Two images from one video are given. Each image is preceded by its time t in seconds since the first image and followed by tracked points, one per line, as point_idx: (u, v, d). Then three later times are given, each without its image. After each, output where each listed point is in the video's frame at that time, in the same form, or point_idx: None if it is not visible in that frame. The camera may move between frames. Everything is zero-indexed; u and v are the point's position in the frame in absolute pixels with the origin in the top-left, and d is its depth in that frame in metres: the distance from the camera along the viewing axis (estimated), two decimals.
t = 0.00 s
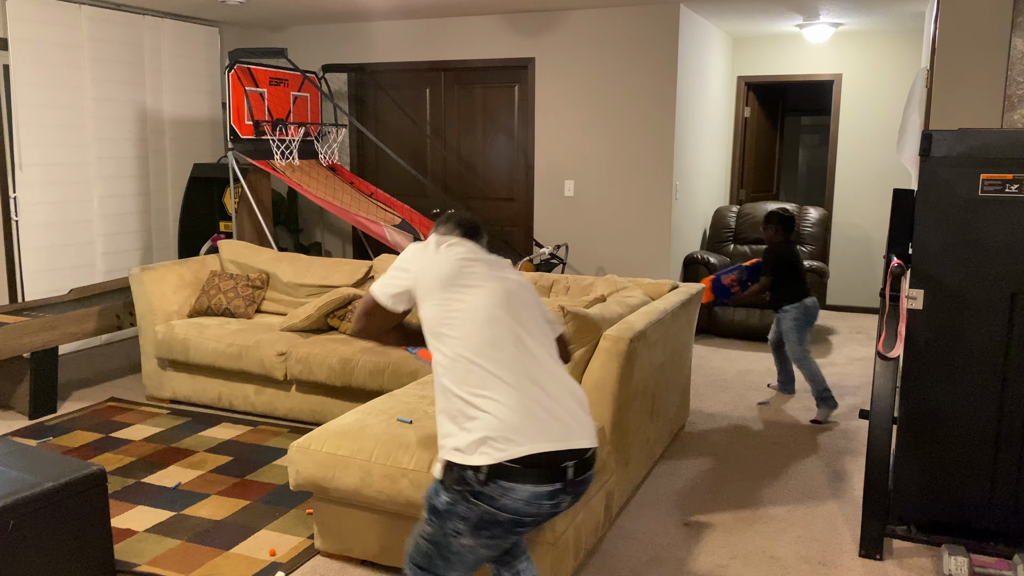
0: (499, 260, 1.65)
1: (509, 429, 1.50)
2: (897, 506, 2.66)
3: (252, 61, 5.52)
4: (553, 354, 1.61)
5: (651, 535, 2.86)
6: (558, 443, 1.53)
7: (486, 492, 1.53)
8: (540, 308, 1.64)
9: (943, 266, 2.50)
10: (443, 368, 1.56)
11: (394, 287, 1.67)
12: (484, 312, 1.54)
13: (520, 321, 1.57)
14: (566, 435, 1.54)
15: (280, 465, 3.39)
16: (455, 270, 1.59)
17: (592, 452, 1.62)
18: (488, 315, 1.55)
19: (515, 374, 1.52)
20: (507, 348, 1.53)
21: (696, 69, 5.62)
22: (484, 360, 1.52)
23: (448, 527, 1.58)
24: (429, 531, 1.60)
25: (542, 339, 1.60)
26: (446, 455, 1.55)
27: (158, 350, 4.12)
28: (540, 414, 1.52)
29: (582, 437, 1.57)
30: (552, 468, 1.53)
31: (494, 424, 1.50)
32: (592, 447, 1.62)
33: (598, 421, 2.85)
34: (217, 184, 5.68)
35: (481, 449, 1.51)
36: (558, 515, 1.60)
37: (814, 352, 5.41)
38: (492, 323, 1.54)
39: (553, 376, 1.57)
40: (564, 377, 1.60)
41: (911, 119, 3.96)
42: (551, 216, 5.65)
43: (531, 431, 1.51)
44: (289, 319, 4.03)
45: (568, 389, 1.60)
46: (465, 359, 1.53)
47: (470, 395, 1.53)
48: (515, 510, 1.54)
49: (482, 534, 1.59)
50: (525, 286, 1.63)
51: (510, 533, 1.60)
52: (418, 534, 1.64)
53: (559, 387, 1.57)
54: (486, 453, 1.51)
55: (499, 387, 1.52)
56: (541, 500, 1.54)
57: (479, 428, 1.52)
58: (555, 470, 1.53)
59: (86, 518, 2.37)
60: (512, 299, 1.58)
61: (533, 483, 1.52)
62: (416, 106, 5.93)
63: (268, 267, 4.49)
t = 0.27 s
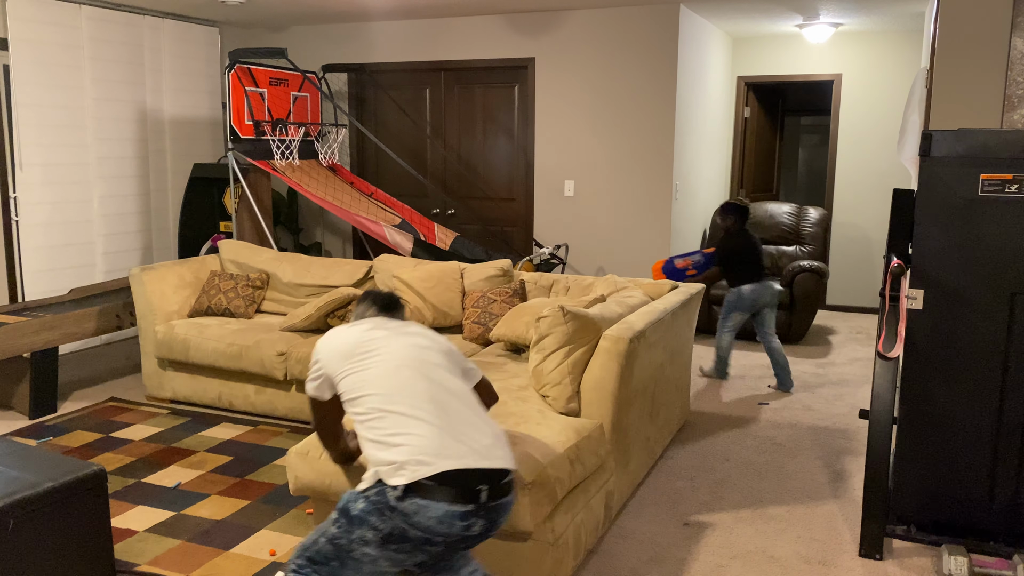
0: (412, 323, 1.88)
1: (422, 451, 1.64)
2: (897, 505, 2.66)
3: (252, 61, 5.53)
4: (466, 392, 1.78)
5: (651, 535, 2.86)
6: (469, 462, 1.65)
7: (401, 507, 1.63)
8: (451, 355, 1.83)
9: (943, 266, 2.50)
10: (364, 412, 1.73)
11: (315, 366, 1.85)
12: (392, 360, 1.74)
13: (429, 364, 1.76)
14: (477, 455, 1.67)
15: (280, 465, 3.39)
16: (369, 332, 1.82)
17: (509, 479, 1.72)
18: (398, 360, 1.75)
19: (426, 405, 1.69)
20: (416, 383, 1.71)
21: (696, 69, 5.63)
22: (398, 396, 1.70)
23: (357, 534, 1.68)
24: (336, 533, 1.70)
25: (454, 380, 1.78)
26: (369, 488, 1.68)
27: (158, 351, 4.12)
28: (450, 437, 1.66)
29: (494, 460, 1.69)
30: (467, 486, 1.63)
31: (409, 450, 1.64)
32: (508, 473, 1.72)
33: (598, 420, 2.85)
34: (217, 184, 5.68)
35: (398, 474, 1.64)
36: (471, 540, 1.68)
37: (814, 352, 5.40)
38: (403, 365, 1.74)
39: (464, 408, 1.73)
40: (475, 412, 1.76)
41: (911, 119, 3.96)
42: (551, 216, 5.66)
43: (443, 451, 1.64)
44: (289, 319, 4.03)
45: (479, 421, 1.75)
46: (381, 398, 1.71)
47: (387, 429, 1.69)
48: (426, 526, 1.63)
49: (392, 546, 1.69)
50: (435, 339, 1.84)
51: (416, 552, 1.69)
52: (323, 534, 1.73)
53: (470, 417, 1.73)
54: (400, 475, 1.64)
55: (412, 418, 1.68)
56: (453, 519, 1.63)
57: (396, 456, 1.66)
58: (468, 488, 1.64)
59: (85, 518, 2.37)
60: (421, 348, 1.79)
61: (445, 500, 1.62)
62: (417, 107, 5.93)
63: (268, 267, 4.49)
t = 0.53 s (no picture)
0: (371, 351, 1.98)
1: (349, 489, 1.76)
2: (897, 505, 2.66)
3: (252, 61, 5.53)
4: (402, 431, 1.90)
5: (651, 535, 2.86)
6: (391, 503, 1.78)
7: (327, 539, 1.77)
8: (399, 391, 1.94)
9: (943, 266, 2.50)
10: (306, 440, 1.86)
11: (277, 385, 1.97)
12: (335, 395, 1.86)
13: (372, 400, 1.87)
14: (400, 497, 1.79)
15: (280, 465, 3.39)
16: (325, 360, 1.92)
17: (427, 518, 1.86)
18: (343, 394, 1.87)
19: (360, 442, 1.81)
20: (356, 421, 1.83)
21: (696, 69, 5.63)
22: (334, 433, 1.82)
23: (282, 561, 1.79)
24: (260, 561, 1.80)
25: (393, 418, 1.89)
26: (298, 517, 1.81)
27: (158, 351, 4.12)
28: (379, 478, 1.79)
29: (415, 502, 1.82)
30: (385, 526, 1.77)
31: (338, 485, 1.78)
32: (428, 513, 1.86)
33: (598, 420, 2.86)
34: (217, 184, 5.68)
35: (325, 508, 1.77)
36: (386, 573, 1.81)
37: (814, 352, 5.41)
38: (349, 400, 1.86)
39: (397, 448, 1.85)
40: (407, 451, 1.88)
41: (911, 119, 3.96)
42: (551, 216, 5.66)
43: (369, 490, 1.77)
44: (289, 319, 4.03)
45: (409, 462, 1.87)
46: (324, 430, 1.83)
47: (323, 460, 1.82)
48: (346, 558, 1.77)
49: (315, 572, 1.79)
50: (387, 373, 1.94)
51: None
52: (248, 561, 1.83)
53: (401, 456, 1.85)
54: (327, 508, 1.77)
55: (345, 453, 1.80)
56: (370, 554, 1.76)
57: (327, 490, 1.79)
58: (388, 527, 1.77)
59: (85, 518, 2.37)
60: (370, 384, 1.89)
61: (365, 536, 1.75)
62: (417, 107, 5.93)
63: (269, 267, 4.49)
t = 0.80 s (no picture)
0: (299, 355, 1.97)
1: (243, 490, 1.78)
2: (897, 506, 2.66)
3: (252, 61, 5.53)
4: (316, 428, 1.84)
5: (652, 535, 2.86)
6: (276, 499, 1.74)
7: (232, 539, 1.80)
8: (317, 387, 1.89)
9: (943, 266, 2.50)
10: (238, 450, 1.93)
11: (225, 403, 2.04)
12: (260, 397, 1.90)
13: (277, 402, 1.87)
14: (289, 492, 1.74)
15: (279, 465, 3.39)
16: (259, 368, 1.97)
17: (331, 510, 1.78)
18: (256, 402, 1.90)
19: (268, 441, 1.82)
20: (262, 423, 1.85)
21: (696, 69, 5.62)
22: (251, 433, 1.85)
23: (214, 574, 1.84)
24: None
25: (303, 415, 1.85)
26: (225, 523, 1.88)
27: (158, 351, 4.12)
28: (271, 475, 1.77)
29: (310, 494, 1.75)
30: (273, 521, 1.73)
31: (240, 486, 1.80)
32: (332, 504, 1.78)
33: (598, 420, 2.86)
34: (218, 184, 5.68)
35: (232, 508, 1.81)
36: (289, 567, 1.75)
37: (814, 352, 5.40)
38: (259, 407, 1.88)
39: (299, 444, 1.81)
40: (315, 446, 1.82)
41: (911, 119, 3.96)
42: (551, 216, 5.65)
43: (258, 489, 1.76)
44: (289, 319, 4.04)
45: (315, 456, 1.81)
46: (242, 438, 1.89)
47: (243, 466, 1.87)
48: (242, 554, 1.76)
49: None
50: (304, 373, 1.91)
51: None
52: None
53: (303, 451, 1.80)
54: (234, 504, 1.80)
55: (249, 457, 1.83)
56: (260, 545, 1.74)
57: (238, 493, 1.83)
58: (273, 520, 1.74)
59: (86, 518, 2.37)
60: (282, 386, 1.89)
61: (251, 529, 1.75)
62: (417, 106, 5.93)
63: (269, 267, 4.49)
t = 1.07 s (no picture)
0: (284, 357, 2.05)
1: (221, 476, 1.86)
2: (897, 505, 2.66)
3: (252, 61, 5.53)
4: (294, 418, 1.90)
5: (652, 535, 2.86)
6: (239, 479, 1.80)
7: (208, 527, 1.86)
8: (297, 382, 1.96)
9: (943, 266, 2.50)
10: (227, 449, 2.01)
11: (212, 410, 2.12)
12: (246, 392, 1.98)
13: (259, 397, 1.95)
14: (254, 471, 1.80)
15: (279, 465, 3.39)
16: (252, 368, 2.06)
17: (291, 490, 1.79)
18: (242, 398, 1.98)
19: (248, 430, 1.89)
20: (246, 414, 1.93)
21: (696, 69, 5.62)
22: (235, 426, 1.94)
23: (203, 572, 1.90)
24: None
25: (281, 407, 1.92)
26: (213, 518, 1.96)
27: (158, 351, 4.12)
28: (246, 460, 1.84)
29: (272, 474, 1.80)
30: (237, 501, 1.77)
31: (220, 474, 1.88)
32: (290, 483, 1.80)
33: (598, 420, 2.86)
34: (218, 185, 5.68)
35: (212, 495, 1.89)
36: (245, 544, 1.78)
37: (814, 352, 5.40)
38: (244, 403, 1.97)
39: (273, 431, 1.88)
40: (290, 434, 1.87)
41: (910, 119, 3.96)
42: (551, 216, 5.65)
43: (230, 473, 1.83)
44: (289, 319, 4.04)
45: (285, 442, 1.86)
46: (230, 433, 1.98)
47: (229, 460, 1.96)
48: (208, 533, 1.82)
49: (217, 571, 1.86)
50: (287, 371, 1.99)
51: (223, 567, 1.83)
52: None
53: (278, 439, 1.86)
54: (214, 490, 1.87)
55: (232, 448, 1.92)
56: (218, 522, 1.79)
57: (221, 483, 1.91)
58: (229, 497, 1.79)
59: (85, 518, 2.37)
60: (265, 382, 1.98)
61: (211, 508, 1.81)
62: (417, 107, 5.93)
63: (269, 267, 4.49)
